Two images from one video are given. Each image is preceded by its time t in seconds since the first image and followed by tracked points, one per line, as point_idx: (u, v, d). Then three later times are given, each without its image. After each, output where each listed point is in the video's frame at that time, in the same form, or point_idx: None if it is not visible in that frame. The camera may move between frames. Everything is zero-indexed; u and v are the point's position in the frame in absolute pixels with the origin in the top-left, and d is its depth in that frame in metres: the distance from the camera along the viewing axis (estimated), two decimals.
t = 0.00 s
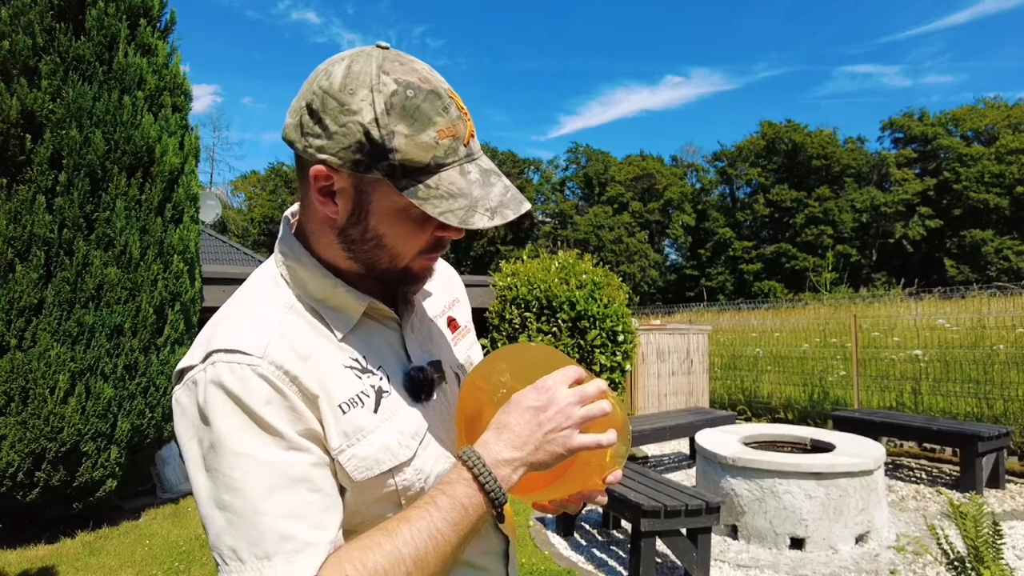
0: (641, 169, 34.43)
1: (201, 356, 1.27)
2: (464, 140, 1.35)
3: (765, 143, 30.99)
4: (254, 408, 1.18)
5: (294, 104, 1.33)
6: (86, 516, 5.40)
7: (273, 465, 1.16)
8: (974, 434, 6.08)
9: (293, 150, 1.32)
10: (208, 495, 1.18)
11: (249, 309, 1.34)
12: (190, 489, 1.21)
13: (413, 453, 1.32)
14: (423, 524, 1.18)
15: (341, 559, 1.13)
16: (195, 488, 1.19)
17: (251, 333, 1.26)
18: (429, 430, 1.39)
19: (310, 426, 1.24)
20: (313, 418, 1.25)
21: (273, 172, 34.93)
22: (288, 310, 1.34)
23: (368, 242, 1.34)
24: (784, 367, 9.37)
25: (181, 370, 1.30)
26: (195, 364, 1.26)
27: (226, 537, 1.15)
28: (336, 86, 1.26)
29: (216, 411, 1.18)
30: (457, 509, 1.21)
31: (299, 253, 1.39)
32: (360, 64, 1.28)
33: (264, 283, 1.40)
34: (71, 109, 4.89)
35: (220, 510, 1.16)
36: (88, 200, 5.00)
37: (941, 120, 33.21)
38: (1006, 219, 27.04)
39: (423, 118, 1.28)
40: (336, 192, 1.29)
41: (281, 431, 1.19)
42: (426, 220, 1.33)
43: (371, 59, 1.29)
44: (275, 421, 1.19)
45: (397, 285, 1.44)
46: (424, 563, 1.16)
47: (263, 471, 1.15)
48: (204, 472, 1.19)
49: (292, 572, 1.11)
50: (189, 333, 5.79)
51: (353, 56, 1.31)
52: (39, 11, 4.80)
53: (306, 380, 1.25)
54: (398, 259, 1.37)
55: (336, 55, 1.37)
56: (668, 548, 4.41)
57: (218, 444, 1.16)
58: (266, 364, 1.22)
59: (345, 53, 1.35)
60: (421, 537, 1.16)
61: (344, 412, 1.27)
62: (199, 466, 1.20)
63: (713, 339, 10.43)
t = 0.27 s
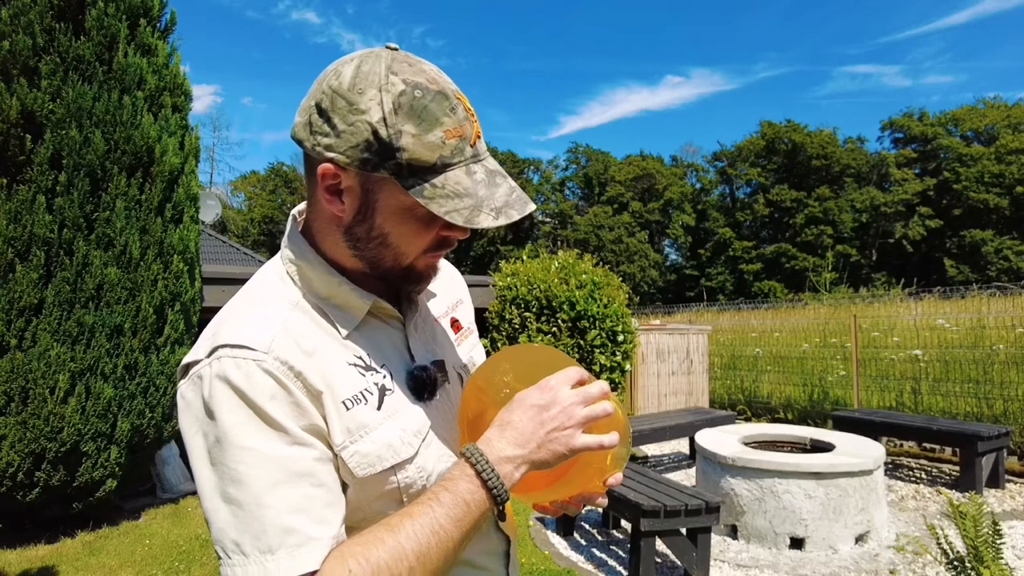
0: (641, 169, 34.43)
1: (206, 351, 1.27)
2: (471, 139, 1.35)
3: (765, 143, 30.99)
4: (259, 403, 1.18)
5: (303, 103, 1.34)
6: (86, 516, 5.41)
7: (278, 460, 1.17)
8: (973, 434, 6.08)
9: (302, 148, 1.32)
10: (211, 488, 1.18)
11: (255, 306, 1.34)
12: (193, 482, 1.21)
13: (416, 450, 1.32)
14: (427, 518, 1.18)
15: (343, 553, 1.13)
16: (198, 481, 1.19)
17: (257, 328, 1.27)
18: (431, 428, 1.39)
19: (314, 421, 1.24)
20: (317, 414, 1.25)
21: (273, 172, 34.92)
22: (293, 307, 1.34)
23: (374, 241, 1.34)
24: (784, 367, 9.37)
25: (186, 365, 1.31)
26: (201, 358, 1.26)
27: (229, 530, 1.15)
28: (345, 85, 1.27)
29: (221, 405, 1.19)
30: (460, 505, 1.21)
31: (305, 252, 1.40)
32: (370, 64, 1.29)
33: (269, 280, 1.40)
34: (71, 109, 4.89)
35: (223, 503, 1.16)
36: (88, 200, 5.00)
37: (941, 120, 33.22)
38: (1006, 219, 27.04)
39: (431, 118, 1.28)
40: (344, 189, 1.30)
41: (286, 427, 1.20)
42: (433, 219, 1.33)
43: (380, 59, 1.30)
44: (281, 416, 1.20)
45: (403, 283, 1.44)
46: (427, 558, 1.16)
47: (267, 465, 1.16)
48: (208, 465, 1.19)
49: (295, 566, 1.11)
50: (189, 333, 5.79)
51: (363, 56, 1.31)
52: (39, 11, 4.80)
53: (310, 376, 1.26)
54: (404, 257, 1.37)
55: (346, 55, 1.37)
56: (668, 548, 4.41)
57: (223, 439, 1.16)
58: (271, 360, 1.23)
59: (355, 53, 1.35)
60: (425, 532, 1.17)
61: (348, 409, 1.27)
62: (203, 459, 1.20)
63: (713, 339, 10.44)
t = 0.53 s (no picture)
0: (641, 169, 34.43)
1: (206, 352, 1.27)
2: (473, 139, 1.36)
3: (765, 143, 31.00)
4: (260, 403, 1.18)
5: (306, 103, 1.34)
6: (85, 516, 5.41)
7: (278, 461, 1.16)
8: (973, 434, 6.08)
9: (304, 147, 1.32)
10: (212, 489, 1.17)
11: (256, 306, 1.34)
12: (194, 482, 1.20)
13: (417, 451, 1.32)
14: (428, 519, 1.18)
15: (343, 553, 1.13)
16: (199, 481, 1.19)
17: (258, 328, 1.26)
18: (433, 428, 1.39)
19: (314, 421, 1.24)
20: (318, 414, 1.25)
21: (273, 172, 34.93)
22: (295, 307, 1.34)
23: (376, 240, 1.34)
24: (783, 367, 9.37)
25: (187, 365, 1.30)
26: (202, 358, 1.26)
27: (230, 530, 1.15)
28: (348, 84, 1.27)
29: (221, 405, 1.18)
30: (461, 505, 1.21)
31: (306, 251, 1.39)
32: (372, 64, 1.29)
33: (270, 280, 1.40)
34: (71, 109, 4.89)
35: (224, 503, 1.16)
36: (88, 200, 5.00)
37: (941, 120, 33.22)
38: (1006, 219, 27.04)
39: (433, 117, 1.28)
40: (346, 189, 1.30)
41: (286, 427, 1.19)
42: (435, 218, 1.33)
43: (383, 59, 1.30)
44: (281, 416, 1.19)
45: (405, 284, 1.44)
46: (428, 558, 1.16)
47: (267, 466, 1.15)
48: (209, 465, 1.19)
49: (295, 567, 1.11)
50: (189, 333, 5.79)
51: (365, 56, 1.32)
52: (38, 11, 4.80)
53: (311, 377, 1.25)
54: (405, 257, 1.37)
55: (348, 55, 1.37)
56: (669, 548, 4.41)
57: (223, 439, 1.16)
58: (272, 360, 1.22)
59: (357, 52, 1.36)
60: (426, 533, 1.17)
61: (349, 409, 1.27)
62: (203, 459, 1.20)
63: (713, 339, 10.43)
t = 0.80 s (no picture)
0: (641, 169, 34.42)
1: (206, 350, 1.27)
2: (472, 131, 1.37)
3: (764, 143, 31.00)
4: (257, 401, 1.18)
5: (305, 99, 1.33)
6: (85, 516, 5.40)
7: (275, 460, 1.16)
8: (973, 434, 6.08)
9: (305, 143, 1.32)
10: (208, 487, 1.17)
11: (255, 305, 1.33)
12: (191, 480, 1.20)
13: (416, 449, 1.32)
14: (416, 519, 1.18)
15: (334, 556, 1.13)
16: (196, 479, 1.19)
17: (258, 327, 1.26)
18: (432, 426, 1.39)
19: (312, 420, 1.23)
20: (316, 413, 1.25)
21: (273, 172, 34.93)
22: (295, 306, 1.34)
23: (377, 234, 1.33)
24: (783, 367, 9.37)
25: (186, 363, 1.30)
26: (201, 357, 1.26)
27: (225, 528, 1.14)
28: (349, 78, 1.27)
29: (220, 403, 1.18)
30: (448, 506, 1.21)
31: (307, 249, 1.39)
32: (372, 58, 1.30)
33: (269, 279, 1.40)
34: (70, 108, 4.89)
35: (220, 502, 1.15)
36: (87, 199, 4.99)
37: (940, 120, 33.23)
38: (1006, 219, 27.04)
39: (434, 110, 1.29)
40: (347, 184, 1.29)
41: (284, 425, 1.19)
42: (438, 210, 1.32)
43: (383, 53, 1.31)
44: (279, 414, 1.19)
45: (405, 279, 1.43)
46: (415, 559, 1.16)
47: (264, 463, 1.15)
48: (205, 463, 1.19)
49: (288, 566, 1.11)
50: (188, 333, 5.78)
51: (365, 50, 1.32)
52: (37, 11, 4.80)
53: (310, 375, 1.25)
54: (406, 251, 1.36)
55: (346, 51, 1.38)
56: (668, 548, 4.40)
57: (221, 437, 1.16)
58: (270, 358, 1.22)
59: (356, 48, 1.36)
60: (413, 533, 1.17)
61: (347, 407, 1.27)
62: (201, 458, 1.19)
63: (712, 339, 10.43)
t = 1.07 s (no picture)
0: (641, 169, 34.42)
1: (205, 347, 1.27)
2: (481, 129, 1.38)
3: (764, 143, 31.00)
4: (248, 404, 1.18)
5: (315, 95, 1.33)
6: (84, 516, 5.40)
7: (262, 464, 1.16)
8: (972, 434, 6.07)
9: (314, 139, 1.32)
10: (197, 487, 1.18)
11: (255, 305, 1.33)
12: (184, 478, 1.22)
13: (413, 452, 1.31)
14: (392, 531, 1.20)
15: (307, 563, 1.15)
16: (188, 478, 1.20)
17: (256, 327, 1.26)
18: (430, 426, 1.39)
19: (306, 424, 1.23)
20: (310, 416, 1.24)
21: (273, 172, 34.93)
22: (293, 306, 1.34)
23: (382, 229, 1.33)
24: (782, 367, 9.37)
25: (186, 358, 1.31)
26: (198, 356, 1.26)
27: (210, 530, 1.16)
28: (362, 74, 1.27)
29: (213, 404, 1.19)
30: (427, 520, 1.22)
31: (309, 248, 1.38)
32: (385, 55, 1.30)
33: (270, 279, 1.40)
34: (69, 108, 4.89)
35: (207, 504, 1.16)
36: (86, 199, 4.99)
37: (940, 120, 33.24)
38: (1006, 219, 27.03)
39: (446, 106, 1.30)
40: (349, 179, 1.29)
41: (275, 428, 1.18)
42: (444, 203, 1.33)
43: (395, 51, 1.31)
44: (271, 416, 1.19)
45: (407, 275, 1.43)
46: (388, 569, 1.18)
47: (251, 468, 1.15)
48: (196, 463, 1.20)
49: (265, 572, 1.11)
50: (188, 333, 5.78)
51: (376, 48, 1.32)
52: (36, 10, 4.81)
53: (305, 377, 1.25)
54: (409, 246, 1.36)
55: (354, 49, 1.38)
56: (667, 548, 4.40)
57: (211, 439, 1.16)
58: (265, 360, 1.22)
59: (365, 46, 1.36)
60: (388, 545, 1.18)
61: (343, 409, 1.27)
62: (192, 455, 1.20)
63: (712, 339, 10.43)
